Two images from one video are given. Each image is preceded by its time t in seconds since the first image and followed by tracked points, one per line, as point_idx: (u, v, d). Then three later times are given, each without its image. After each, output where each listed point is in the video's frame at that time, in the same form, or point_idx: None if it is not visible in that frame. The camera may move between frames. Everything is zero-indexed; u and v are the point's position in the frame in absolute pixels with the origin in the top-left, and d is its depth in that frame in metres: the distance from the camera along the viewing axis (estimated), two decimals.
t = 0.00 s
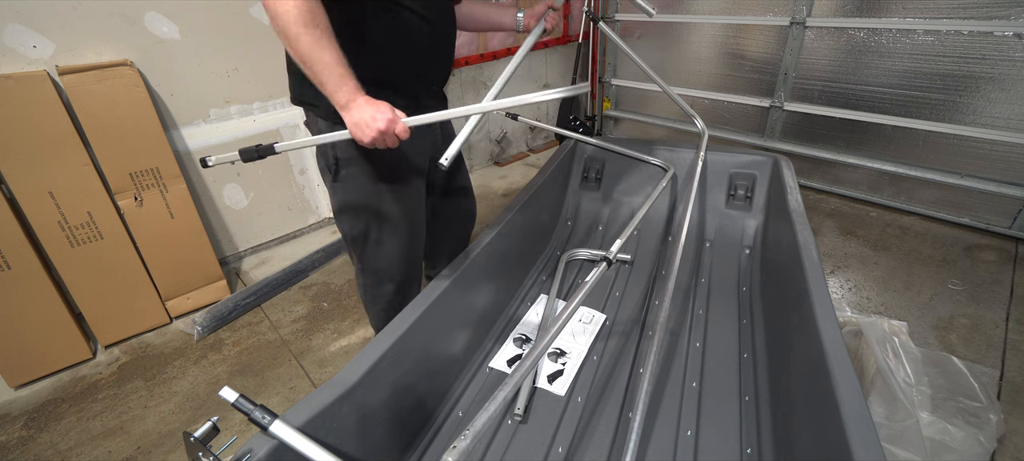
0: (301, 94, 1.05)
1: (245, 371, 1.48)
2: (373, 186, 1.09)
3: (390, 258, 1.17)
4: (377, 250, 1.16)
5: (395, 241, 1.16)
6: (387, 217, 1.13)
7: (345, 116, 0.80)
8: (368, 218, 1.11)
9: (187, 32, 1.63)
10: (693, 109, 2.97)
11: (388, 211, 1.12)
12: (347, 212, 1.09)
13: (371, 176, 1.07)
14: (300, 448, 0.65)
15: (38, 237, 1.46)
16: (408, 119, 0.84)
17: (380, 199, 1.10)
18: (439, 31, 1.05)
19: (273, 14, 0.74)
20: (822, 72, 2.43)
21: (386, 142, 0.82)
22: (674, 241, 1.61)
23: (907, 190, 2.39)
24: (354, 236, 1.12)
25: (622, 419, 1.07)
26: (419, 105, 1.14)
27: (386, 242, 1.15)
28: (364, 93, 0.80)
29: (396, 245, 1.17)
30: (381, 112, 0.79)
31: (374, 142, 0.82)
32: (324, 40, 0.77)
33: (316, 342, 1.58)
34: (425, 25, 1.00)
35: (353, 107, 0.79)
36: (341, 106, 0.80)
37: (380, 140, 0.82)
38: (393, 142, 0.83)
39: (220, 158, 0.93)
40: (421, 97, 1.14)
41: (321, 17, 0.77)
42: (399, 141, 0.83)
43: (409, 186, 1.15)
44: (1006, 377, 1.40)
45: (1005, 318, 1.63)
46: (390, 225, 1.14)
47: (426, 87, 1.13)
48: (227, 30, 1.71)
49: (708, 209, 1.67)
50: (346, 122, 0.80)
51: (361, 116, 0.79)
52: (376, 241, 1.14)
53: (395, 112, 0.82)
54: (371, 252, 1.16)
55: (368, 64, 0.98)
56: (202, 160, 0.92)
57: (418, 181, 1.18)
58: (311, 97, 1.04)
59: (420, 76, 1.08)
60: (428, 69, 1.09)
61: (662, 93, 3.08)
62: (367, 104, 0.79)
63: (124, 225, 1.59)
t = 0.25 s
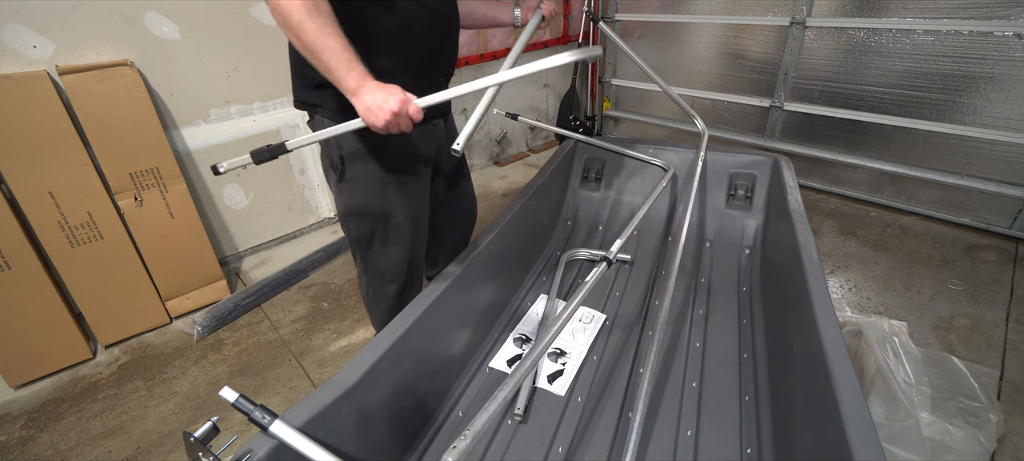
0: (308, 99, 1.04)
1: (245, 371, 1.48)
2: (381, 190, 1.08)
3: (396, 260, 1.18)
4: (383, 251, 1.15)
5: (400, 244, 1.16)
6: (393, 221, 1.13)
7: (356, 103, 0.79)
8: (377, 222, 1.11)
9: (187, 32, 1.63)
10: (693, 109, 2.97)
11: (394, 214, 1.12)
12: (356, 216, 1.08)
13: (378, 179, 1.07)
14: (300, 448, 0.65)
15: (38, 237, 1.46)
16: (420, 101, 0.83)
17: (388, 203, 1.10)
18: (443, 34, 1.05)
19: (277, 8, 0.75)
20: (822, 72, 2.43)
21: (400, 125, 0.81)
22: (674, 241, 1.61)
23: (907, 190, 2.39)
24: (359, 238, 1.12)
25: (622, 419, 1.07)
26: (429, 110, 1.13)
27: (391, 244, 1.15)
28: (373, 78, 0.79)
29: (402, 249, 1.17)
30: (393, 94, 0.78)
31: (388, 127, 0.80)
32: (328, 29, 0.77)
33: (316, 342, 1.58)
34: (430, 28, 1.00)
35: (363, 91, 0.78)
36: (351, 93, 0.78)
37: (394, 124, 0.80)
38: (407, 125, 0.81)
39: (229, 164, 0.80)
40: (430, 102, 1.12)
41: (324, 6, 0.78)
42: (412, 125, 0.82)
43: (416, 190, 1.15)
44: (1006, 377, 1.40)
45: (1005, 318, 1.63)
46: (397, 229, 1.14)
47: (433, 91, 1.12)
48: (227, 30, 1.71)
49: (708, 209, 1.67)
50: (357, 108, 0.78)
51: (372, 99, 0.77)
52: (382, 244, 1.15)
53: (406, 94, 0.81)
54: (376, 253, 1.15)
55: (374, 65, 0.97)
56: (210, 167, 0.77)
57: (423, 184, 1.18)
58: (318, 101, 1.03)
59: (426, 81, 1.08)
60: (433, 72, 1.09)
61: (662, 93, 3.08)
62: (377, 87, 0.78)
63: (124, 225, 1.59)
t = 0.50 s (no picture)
0: (315, 100, 1.04)
1: (245, 371, 1.48)
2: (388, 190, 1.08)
3: (402, 260, 1.18)
4: (389, 250, 1.15)
5: (406, 243, 1.16)
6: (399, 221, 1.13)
7: (368, 94, 0.79)
8: (384, 221, 1.11)
9: (187, 32, 1.63)
10: (693, 109, 2.97)
11: (399, 214, 1.12)
12: (364, 215, 1.08)
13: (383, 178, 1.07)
14: (300, 448, 0.65)
15: (38, 237, 1.46)
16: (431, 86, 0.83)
17: (395, 201, 1.10)
18: (445, 36, 1.05)
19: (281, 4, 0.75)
20: (822, 72, 2.43)
21: (412, 111, 0.81)
22: (674, 241, 1.61)
23: (907, 190, 2.39)
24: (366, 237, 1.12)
25: (622, 419, 1.07)
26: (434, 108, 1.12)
27: (397, 244, 1.15)
28: (382, 66, 0.79)
29: (407, 249, 1.17)
30: (403, 81, 0.78)
31: (401, 114, 0.80)
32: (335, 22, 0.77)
33: (316, 342, 1.58)
34: (430, 27, 1.00)
35: (374, 81, 0.78)
36: (362, 84, 0.78)
37: (407, 111, 0.81)
38: (420, 110, 0.81)
39: (249, 168, 0.86)
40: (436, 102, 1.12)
41: None
42: (425, 110, 0.82)
43: (422, 189, 1.16)
44: (1006, 377, 1.40)
45: (1005, 318, 1.63)
46: (403, 229, 1.14)
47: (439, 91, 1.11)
48: (226, 30, 1.71)
49: (708, 209, 1.67)
50: (369, 99, 0.79)
51: (383, 89, 0.77)
52: (388, 243, 1.15)
53: (416, 80, 0.81)
54: (381, 252, 1.15)
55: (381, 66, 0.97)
56: (233, 175, 0.84)
57: (428, 183, 1.18)
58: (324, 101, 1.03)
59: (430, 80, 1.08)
60: (437, 73, 1.09)
61: (662, 93, 3.08)
62: (386, 76, 0.78)
63: (124, 225, 1.59)
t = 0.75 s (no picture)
0: (319, 99, 1.04)
1: (245, 371, 1.48)
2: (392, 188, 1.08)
3: (405, 258, 1.17)
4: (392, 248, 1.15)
5: (409, 242, 1.16)
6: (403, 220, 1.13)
7: (369, 93, 0.79)
8: (388, 219, 1.11)
9: (187, 32, 1.63)
10: (693, 109, 2.97)
11: (402, 213, 1.12)
12: (368, 212, 1.09)
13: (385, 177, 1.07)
14: (300, 448, 0.65)
15: (38, 237, 1.46)
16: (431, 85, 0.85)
17: (399, 200, 1.10)
18: (447, 37, 1.05)
19: (282, 4, 0.75)
20: (822, 72, 2.43)
21: (413, 110, 0.82)
22: (674, 241, 1.61)
23: (907, 190, 2.39)
24: (370, 234, 1.12)
25: (622, 419, 1.07)
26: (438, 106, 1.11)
27: (400, 242, 1.15)
28: (382, 66, 0.79)
29: (410, 248, 1.17)
30: (404, 80, 0.79)
31: (402, 113, 0.81)
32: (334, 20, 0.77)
33: (316, 342, 1.58)
34: (430, 27, 1.00)
35: (376, 81, 0.78)
36: (364, 84, 0.78)
37: (408, 110, 0.81)
38: (420, 109, 0.82)
39: (255, 167, 0.86)
40: (440, 102, 1.12)
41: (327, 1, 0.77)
42: (424, 110, 0.83)
43: (425, 189, 1.15)
44: (1006, 377, 1.40)
45: (1005, 318, 1.63)
46: (406, 228, 1.14)
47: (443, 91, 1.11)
48: (226, 30, 1.71)
49: (708, 209, 1.67)
50: (371, 99, 0.79)
51: (385, 88, 0.78)
52: (391, 241, 1.15)
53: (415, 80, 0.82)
54: (385, 250, 1.15)
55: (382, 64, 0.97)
56: (240, 174, 0.84)
57: (432, 183, 1.18)
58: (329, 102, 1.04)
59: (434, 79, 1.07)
60: (438, 72, 1.09)
61: (662, 93, 3.08)
62: (387, 75, 0.78)
63: (124, 225, 1.59)
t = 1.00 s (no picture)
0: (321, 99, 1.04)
1: (245, 371, 1.48)
2: (393, 187, 1.08)
3: (405, 256, 1.17)
4: (393, 245, 1.15)
5: (410, 240, 1.16)
6: (403, 218, 1.13)
7: (367, 92, 0.79)
8: (389, 217, 1.11)
9: (187, 32, 1.63)
10: (693, 109, 2.97)
11: (402, 212, 1.12)
12: (370, 209, 1.08)
13: (385, 177, 1.07)
14: (300, 447, 0.65)
15: (38, 237, 1.46)
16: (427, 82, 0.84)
17: (400, 198, 1.10)
18: (445, 36, 1.05)
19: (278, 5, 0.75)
20: (822, 72, 2.43)
21: (411, 108, 0.82)
22: (674, 241, 1.61)
23: (907, 190, 2.39)
24: (371, 231, 1.12)
25: (622, 419, 1.07)
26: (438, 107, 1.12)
27: (401, 240, 1.15)
28: (380, 65, 0.80)
29: (411, 246, 1.17)
30: (401, 78, 0.79)
31: (400, 111, 0.81)
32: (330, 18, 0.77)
33: (316, 342, 1.58)
34: (430, 27, 1.00)
35: (374, 80, 0.78)
36: (362, 84, 0.79)
37: (407, 108, 0.82)
38: (418, 107, 0.83)
39: (259, 165, 0.89)
40: (440, 103, 1.12)
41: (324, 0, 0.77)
42: (422, 108, 0.84)
43: (426, 187, 1.15)
44: (1006, 377, 1.40)
45: (1005, 318, 1.63)
46: (406, 226, 1.14)
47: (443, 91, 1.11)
48: (226, 29, 1.71)
49: (708, 209, 1.67)
50: (369, 98, 0.79)
51: (382, 86, 0.78)
52: (392, 239, 1.14)
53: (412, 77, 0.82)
54: (386, 247, 1.15)
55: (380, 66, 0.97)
56: (245, 172, 0.87)
57: (432, 182, 1.18)
58: (328, 100, 1.04)
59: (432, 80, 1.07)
60: (437, 72, 1.09)
61: (662, 93, 3.08)
62: (385, 74, 0.79)
63: (124, 225, 1.59)
